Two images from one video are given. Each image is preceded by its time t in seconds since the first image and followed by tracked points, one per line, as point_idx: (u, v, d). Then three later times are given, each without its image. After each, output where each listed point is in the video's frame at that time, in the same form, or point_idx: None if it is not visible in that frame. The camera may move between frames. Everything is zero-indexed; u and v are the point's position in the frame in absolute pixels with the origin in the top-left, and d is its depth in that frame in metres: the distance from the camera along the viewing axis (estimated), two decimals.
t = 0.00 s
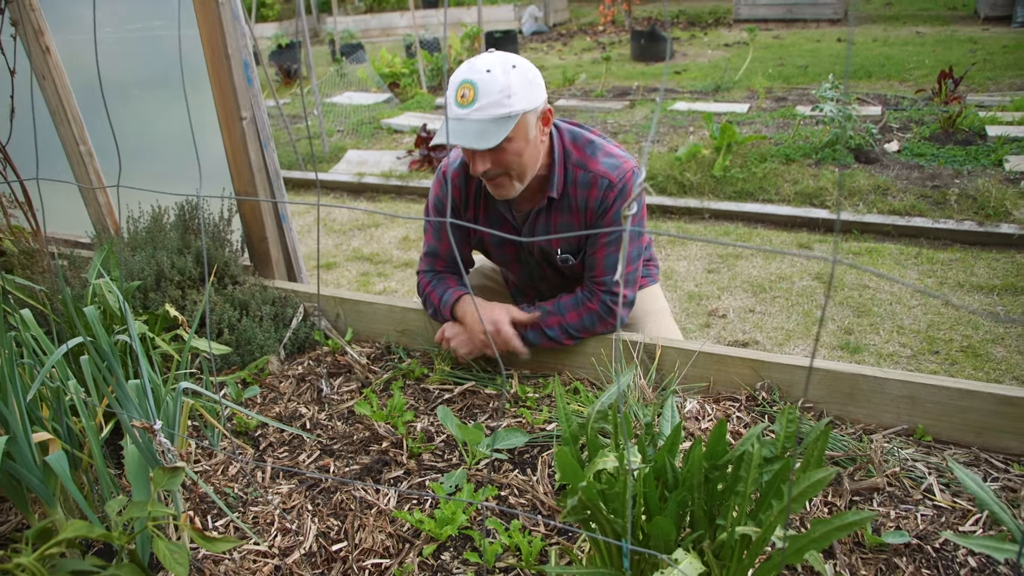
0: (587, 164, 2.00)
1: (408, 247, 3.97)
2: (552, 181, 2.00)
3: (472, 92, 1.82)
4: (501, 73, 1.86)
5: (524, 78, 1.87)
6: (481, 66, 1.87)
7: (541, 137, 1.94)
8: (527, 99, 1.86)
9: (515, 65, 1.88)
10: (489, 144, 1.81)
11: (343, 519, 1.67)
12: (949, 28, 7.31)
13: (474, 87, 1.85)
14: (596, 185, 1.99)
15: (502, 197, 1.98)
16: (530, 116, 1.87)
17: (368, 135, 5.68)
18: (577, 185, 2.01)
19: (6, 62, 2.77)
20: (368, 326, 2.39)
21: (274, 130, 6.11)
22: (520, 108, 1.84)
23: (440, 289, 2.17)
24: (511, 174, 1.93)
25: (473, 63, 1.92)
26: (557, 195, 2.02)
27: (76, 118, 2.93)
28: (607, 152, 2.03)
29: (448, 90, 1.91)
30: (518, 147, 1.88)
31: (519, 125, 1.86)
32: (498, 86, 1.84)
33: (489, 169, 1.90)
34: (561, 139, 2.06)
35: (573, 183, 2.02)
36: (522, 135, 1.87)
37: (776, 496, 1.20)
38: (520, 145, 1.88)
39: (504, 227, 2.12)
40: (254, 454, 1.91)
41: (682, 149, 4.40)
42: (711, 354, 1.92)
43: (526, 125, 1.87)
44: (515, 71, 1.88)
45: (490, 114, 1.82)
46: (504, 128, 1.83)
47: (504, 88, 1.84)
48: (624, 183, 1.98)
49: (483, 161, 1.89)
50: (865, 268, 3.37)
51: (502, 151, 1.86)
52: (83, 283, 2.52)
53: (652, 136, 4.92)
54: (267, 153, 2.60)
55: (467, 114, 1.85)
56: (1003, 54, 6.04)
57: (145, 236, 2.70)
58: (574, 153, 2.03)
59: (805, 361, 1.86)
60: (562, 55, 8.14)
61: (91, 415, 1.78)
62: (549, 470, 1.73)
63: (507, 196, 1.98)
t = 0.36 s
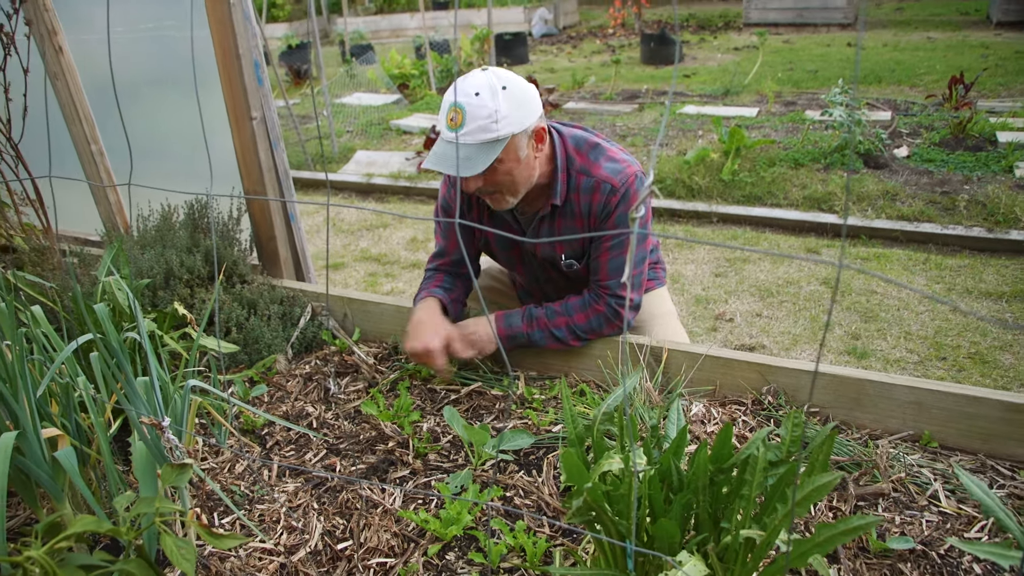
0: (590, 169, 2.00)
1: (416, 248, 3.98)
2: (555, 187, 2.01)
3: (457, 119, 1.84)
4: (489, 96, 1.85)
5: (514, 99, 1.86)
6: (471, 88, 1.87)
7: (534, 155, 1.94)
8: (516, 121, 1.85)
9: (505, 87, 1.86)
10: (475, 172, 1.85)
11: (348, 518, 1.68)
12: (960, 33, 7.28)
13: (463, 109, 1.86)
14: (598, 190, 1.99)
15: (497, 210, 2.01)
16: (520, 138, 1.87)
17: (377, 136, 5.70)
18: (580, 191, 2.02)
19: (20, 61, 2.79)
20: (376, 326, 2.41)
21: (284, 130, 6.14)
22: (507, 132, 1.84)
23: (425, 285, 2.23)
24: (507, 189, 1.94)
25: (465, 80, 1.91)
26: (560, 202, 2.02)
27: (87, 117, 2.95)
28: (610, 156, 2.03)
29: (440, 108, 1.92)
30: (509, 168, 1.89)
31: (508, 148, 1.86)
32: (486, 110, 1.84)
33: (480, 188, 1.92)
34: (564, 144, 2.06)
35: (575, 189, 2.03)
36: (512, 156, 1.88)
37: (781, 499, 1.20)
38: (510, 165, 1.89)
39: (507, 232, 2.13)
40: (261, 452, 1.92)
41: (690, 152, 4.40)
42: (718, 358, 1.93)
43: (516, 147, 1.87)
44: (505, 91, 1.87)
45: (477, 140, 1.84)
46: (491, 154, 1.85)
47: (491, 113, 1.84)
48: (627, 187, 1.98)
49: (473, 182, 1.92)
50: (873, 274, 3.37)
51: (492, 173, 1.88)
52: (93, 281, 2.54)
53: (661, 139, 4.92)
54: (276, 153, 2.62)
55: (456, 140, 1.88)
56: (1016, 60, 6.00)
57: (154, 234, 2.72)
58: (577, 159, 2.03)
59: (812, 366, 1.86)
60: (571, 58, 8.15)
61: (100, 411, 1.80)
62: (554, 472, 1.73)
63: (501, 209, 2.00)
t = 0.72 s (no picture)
0: (601, 173, 2.01)
1: (424, 248, 3.99)
2: (567, 191, 2.01)
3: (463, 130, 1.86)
4: (496, 109, 1.86)
5: (521, 112, 1.86)
6: (478, 99, 1.87)
7: (542, 165, 1.94)
8: (522, 134, 1.86)
9: (512, 99, 1.87)
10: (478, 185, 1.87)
11: (356, 517, 1.68)
12: (971, 40, 7.27)
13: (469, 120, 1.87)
14: (610, 194, 2.00)
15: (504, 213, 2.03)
16: (527, 150, 1.88)
17: (385, 135, 5.71)
18: (591, 195, 2.02)
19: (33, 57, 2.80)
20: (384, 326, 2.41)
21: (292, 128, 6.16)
22: (513, 146, 1.85)
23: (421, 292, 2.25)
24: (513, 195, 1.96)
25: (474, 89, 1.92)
26: (571, 206, 2.03)
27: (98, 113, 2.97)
28: (622, 160, 2.04)
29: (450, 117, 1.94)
30: (514, 178, 1.90)
31: (514, 160, 1.87)
32: (491, 123, 1.85)
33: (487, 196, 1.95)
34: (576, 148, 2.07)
35: (587, 192, 2.03)
36: (518, 168, 1.89)
37: (792, 505, 1.21)
38: (515, 176, 1.90)
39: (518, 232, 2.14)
40: (269, 450, 1.93)
41: (699, 156, 4.41)
42: (726, 363, 1.93)
43: (523, 159, 1.88)
44: (512, 104, 1.87)
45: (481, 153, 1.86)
46: (495, 167, 1.86)
47: (496, 126, 1.84)
48: (638, 191, 1.98)
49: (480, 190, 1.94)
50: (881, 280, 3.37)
51: (498, 183, 1.90)
52: (104, 276, 2.56)
53: (669, 142, 4.92)
54: (287, 151, 2.63)
55: (464, 150, 1.90)
56: None
57: (164, 231, 2.73)
58: (589, 163, 2.03)
59: (821, 372, 1.86)
60: (580, 60, 8.16)
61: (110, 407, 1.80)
62: (562, 474, 1.74)
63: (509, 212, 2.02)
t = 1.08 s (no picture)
0: (619, 175, 2.01)
1: (431, 247, 3.99)
2: (585, 193, 2.01)
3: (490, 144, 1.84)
4: (521, 120, 1.85)
5: (546, 122, 1.86)
6: (502, 112, 1.86)
7: (565, 169, 1.94)
8: (549, 144, 1.86)
9: (536, 108, 1.86)
10: (509, 199, 1.87)
11: (367, 517, 1.69)
12: (978, 42, 7.25)
13: (495, 134, 1.86)
14: (627, 196, 1.99)
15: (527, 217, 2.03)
16: (553, 158, 1.88)
17: (392, 135, 5.72)
18: (609, 197, 2.02)
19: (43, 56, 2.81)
20: (393, 326, 2.41)
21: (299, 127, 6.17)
22: (541, 157, 1.85)
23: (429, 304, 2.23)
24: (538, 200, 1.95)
25: (494, 100, 1.90)
26: (588, 207, 2.02)
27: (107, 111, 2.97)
28: (639, 163, 2.04)
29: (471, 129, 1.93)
30: (542, 186, 1.91)
31: (542, 170, 1.87)
32: (518, 135, 1.84)
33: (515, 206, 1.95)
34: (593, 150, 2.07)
35: (604, 194, 2.03)
36: (545, 177, 1.89)
37: (807, 508, 1.21)
38: (543, 185, 1.90)
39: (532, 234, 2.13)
40: (279, 449, 1.93)
41: (706, 158, 4.41)
42: (737, 364, 1.93)
43: (549, 167, 1.88)
44: (536, 114, 1.86)
45: (510, 167, 1.86)
46: (524, 180, 1.87)
47: (524, 138, 1.84)
48: (655, 193, 1.98)
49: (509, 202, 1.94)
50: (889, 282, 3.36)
51: (526, 194, 1.91)
52: (112, 274, 2.56)
53: (676, 143, 4.92)
54: (296, 150, 2.63)
55: (491, 164, 1.90)
56: None
57: (173, 229, 2.74)
58: (606, 165, 2.03)
59: (832, 374, 1.86)
60: (586, 60, 8.15)
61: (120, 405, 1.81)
62: (573, 476, 1.74)
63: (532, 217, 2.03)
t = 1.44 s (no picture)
0: (637, 175, 2.00)
1: (438, 246, 3.99)
2: (603, 193, 2.00)
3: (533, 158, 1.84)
4: (564, 134, 1.85)
5: (587, 136, 1.87)
6: (544, 124, 1.85)
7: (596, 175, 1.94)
8: (589, 157, 1.87)
9: (578, 121, 1.86)
10: (548, 212, 1.90)
11: (378, 517, 1.68)
12: (986, 41, 7.22)
13: (536, 146, 1.86)
14: (645, 195, 1.98)
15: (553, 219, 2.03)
16: (589, 170, 1.90)
17: (399, 133, 5.72)
18: (626, 196, 2.01)
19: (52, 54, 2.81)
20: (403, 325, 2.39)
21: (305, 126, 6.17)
22: (581, 171, 1.87)
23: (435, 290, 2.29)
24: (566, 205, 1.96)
25: (534, 109, 1.88)
26: (605, 207, 2.01)
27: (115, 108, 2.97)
28: (657, 162, 2.03)
29: (508, 136, 1.91)
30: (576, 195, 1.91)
31: (579, 182, 1.90)
32: (560, 149, 1.84)
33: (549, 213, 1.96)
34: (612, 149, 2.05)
35: (622, 193, 2.02)
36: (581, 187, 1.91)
37: (823, 510, 1.20)
38: (578, 195, 1.93)
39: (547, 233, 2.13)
40: (289, 447, 1.93)
41: (713, 157, 4.41)
42: (749, 365, 1.92)
43: (585, 178, 1.90)
44: (578, 127, 1.87)
45: (550, 180, 1.88)
46: (563, 193, 1.89)
47: (566, 153, 1.84)
48: (672, 193, 1.98)
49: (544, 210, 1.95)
50: (898, 283, 3.34)
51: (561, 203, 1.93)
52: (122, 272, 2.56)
53: (683, 143, 4.91)
54: (305, 148, 2.63)
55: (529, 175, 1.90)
56: None
57: (182, 227, 2.74)
58: (625, 164, 2.02)
59: (845, 375, 1.85)
60: (592, 59, 8.14)
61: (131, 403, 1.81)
62: (585, 476, 1.73)
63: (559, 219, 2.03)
